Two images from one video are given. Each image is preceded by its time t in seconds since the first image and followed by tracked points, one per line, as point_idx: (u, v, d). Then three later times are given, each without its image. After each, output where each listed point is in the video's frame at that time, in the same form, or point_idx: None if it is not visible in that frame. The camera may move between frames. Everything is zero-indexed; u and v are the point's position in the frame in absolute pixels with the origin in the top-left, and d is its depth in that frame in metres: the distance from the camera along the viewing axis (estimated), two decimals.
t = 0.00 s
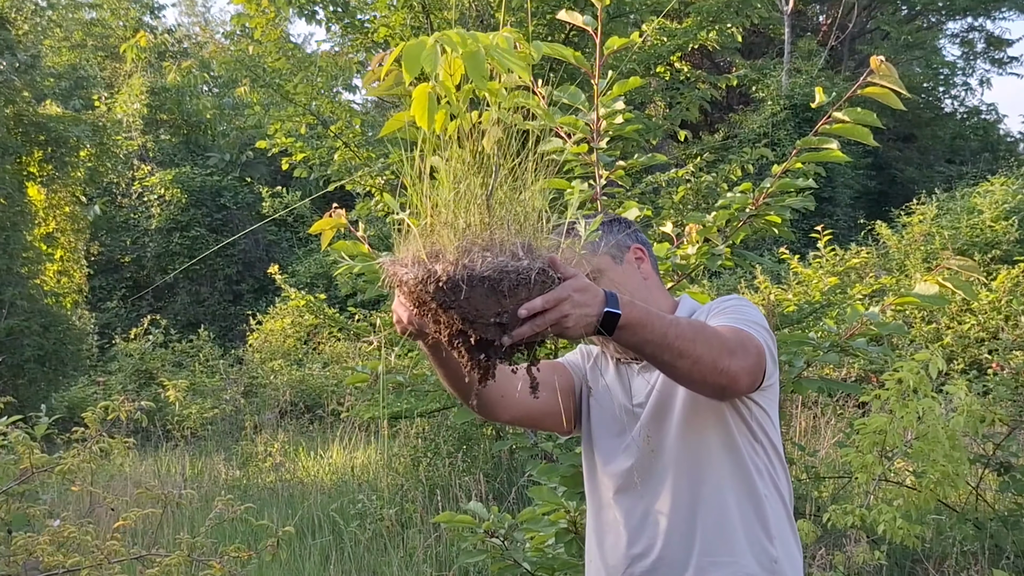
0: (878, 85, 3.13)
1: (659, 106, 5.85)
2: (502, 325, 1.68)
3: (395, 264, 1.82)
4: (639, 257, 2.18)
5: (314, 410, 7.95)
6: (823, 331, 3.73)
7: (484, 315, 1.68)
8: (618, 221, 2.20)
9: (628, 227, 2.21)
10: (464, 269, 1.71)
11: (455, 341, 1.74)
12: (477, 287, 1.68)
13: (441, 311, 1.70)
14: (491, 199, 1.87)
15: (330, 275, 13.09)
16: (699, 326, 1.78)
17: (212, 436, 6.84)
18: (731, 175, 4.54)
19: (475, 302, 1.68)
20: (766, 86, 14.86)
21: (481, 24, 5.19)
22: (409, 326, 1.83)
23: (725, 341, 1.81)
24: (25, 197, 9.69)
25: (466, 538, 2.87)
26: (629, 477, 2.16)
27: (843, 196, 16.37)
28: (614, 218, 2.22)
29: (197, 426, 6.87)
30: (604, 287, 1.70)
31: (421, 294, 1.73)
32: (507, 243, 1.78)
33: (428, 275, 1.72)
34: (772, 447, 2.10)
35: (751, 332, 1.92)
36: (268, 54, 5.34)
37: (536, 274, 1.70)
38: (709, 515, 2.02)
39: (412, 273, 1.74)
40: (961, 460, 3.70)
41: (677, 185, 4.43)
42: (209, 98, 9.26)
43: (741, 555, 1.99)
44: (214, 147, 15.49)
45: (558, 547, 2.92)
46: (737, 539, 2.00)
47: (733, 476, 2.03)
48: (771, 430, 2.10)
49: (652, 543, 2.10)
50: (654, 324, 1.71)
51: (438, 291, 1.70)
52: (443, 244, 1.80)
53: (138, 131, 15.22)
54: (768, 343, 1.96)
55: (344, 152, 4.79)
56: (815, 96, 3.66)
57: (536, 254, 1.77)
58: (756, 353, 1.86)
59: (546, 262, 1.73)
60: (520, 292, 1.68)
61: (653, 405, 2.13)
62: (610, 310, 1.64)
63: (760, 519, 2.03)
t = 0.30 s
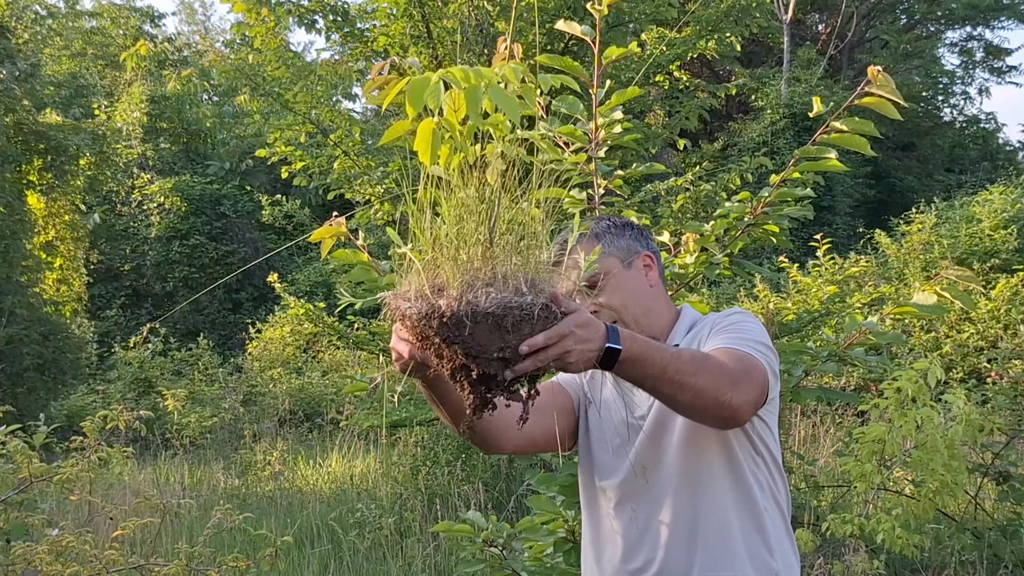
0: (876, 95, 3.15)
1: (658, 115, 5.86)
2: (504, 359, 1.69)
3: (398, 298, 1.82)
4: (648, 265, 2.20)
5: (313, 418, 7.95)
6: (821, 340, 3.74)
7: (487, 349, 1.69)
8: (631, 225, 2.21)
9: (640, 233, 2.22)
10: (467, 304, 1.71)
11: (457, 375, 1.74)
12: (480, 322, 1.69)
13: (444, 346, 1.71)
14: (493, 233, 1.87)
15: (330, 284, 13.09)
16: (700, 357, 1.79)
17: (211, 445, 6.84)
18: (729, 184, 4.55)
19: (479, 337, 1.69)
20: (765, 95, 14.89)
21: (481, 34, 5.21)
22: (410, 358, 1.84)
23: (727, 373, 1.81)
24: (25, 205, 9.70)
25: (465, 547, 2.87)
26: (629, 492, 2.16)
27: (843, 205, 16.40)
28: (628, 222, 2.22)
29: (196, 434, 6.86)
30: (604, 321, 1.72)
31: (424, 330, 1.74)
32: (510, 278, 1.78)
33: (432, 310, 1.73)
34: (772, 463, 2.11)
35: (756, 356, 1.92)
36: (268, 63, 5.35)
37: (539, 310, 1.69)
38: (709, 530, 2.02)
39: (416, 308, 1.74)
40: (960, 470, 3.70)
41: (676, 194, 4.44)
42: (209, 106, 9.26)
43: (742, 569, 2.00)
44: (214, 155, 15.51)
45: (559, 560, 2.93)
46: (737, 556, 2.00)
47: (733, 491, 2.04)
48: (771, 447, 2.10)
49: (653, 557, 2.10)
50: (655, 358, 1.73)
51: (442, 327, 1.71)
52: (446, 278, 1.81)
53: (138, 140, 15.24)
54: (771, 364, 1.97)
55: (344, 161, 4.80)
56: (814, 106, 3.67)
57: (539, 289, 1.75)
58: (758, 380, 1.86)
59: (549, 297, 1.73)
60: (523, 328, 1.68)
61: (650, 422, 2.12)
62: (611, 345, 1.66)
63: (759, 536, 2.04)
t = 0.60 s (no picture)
0: (872, 99, 3.14)
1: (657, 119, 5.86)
2: (499, 401, 1.68)
3: (392, 346, 1.84)
4: (652, 268, 2.19)
5: (313, 423, 7.96)
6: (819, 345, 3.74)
7: (481, 391, 1.68)
8: (638, 228, 2.22)
9: (647, 237, 2.22)
10: (460, 347, 1.72)
11: (455, 420, 1.73)
12: (472, 364, 1.69)
13: (439, 390, 1.72)
14: (485, 274, 1.90)
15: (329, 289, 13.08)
16: (700, 386, 1.78)
17: (210, 450, 6.83)
18: (728, 189, 4.55)
19: (472, 379, 1.69)
20: (764, 99, 14.90)
21: (480, 39, 5.22)
22: (409, 407, 1.87)
23: (728, 401, 1.80)
24: (23, 210, 9.69)
25: (461, 552, 2.87)
26: (621, 499, 2.17)
27: (842, 210, 16.40)
28: (635, 225, 2.23)
29: (195, 439, 6.86)
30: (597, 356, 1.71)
31: (418, 375, 1.75)
32: (502, 319, 1.79)
33: (424, 355, 1.74)
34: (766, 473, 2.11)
35: (756, 374, 1.89)
36: (266, 67, 5.35)
37: (529, 350, 1.70)
38: (702, 539, 2.02)
39: (409, 352, 1.75)
40: (958, 474, 3.70)
41: (674, 199, 4.45)
42: (209, 111, 9.29)
43: None
44: (213, 160, 15.54)
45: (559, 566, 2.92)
46: (730, 567, 2.01)
47: (727, 502, 2.04)
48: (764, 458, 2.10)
49: (644, 565, 2.10)
50: (651, 392, 1.72)
51: (435, 370, 1.71)
52: (439, 324, 1.82)
53: (137, 145, 15.24)
54: (770, 378, 1.95)
55: (343, 166, 4.80)
56: (810, 111, 3.67)
57: (531, 329, 1.77)
58: (760, 404, 1.84)
59: (541, 336, 1.73)
60: (516, 368, 1.68)
61: (643, 431, 2.13)
62: (606, 382, 1.65)
63: (753, 547, 2.04)
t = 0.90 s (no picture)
0: (871, 99, 3.15)
1: (657, 120, 5.87)
2: (484, 436, 1.76)
3: (377, 391, 1.93)
4: (665, 269, 2.21)
5: (313, 425, 7.95)
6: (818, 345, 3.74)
7: (466, 428, 1.76)
8: (661, 228, 2.25)
9: (666, 237, 2.25)
10: (442, 385, 1.81)
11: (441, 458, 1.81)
12: (456, 402, 1.78)
13: (425, 429, 1.80)
14: (463, 309, 2.00)
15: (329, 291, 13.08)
16: (687, 412, 1.79)
17: (210, 452, 6.83)
18: (727, 189, 4.56)
19: (456, 417, 1.77)
20: (764, 101, 14.91)
21: (479, 40, 5.23)
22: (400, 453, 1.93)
23: (718, 425, 1.80)
24: (22, 212, 9.69)
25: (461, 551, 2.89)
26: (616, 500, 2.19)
27: (842, 211, 16.41)
28: (659, 224, 2.26)
29: (195, 442, 6.86)
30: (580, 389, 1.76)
31: (404, 416, 1.83)
32: (483, 355, 1.90)
33: (408, 396, 1.82)
34: (762, 482, 2.11)
35: (751, 390, 1.89)
36: (265, 69, 5.36)
37: (512, 385, 1.78)
38: (694, 548, 2.03)
39: (393, 396, 1.85)
40: (957, 473, 3.71)
41: (673, 200, 4.46)
42: (209, 113, 9.29)
43: None
44: (212, 162, 15.54)
45: (558, 565, 2.94)
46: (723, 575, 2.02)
47: (721, 512, 2.05)
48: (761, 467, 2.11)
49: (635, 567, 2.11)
50: (636, 420, 1.74)
51: (420, 410, 1.80)
52: (420, 364, 1.92)
53: (137, 147, 15.24)
54: (766, 391, 1.94)
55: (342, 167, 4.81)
56: (809, 110, 3.68)
57: (511, 363, 1.87)
58: (753, 425, 1.84)
59: (521, 371, 1.82)
60: (500, 403, 1.76)
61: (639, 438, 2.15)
62: (588, 415, 1.70)
63: (747, 555, 2.04)
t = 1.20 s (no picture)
0: (870, 97, 3.15)
1: (657, 119, 5.87)
2: (464, 469, 1.80)
3: (361, 422, 1.98)
4: (679, 272, 2.22)
5: (313, 425, 7.96)
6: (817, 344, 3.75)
7: (446, 459, 1.81)
8: (682, 231, 2.26)
9: (686, 242, 2.26)
10: (424, 417, 1.87)
11: (422, 489, 1.86)
12: (437, 432, 1.84)
13: (406, 459, 1.85)
14: (447, 349, 2.08)
15: (329, 290, 13.08)
16: (672, 442, 1.79)
17: (210, 452, 6.83)
18: (727, 188, 4.56)
19: (437, 448, 1.83)
20: (764, 100, 14.91)
21: (479, 39, 5.23)
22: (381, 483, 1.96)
23: (706, 454, 1.80)
24: (23, 212, 9.70)
25: (460, 550, 2.90)
26: (610, 503, 2.20)
27: (842, 211, 16.41)
28: (681, 227, 2.27)
29: (195, 441, 6.87)
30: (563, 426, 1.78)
31: (385, 446, 1.89)
32: (466, 391, 1.98)
33: (390, 426, 1.88)
34: (756, 489, 2.11)
35: (743, 409, 1.89)
36: (265, 68, 5.36)
37: (494, 418, 1.84)
38: (685, 558, 2.05)
39: (375, 425, 1.91)
40: (956, 472, 3.71)
41: (673, 199, 4.46)
42: (209, 113, 9.30)
43: None
44: (213, 162, 15.55)
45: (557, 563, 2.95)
46: None
47: (713, 521, 2.06)
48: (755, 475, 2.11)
49: (626, 570, 2.14)
50: (618, 458, 1.75)
51: (402, 439, 1.85)
52: (404, 398, 1.99)
53: (137, 147, 15.23)
54: (760, 407, 1.93)
55: (342, 166, 4.81)
56: (808, 109, 3.68)
57: (494, 399, 1.95)
58: (744, 450, 1.84)
59: (503, 407, 1.88)
60: (480, 437, 1.81)
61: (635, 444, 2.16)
62: (567, 453, 1.72)
63: (739, 562, 2.06)
